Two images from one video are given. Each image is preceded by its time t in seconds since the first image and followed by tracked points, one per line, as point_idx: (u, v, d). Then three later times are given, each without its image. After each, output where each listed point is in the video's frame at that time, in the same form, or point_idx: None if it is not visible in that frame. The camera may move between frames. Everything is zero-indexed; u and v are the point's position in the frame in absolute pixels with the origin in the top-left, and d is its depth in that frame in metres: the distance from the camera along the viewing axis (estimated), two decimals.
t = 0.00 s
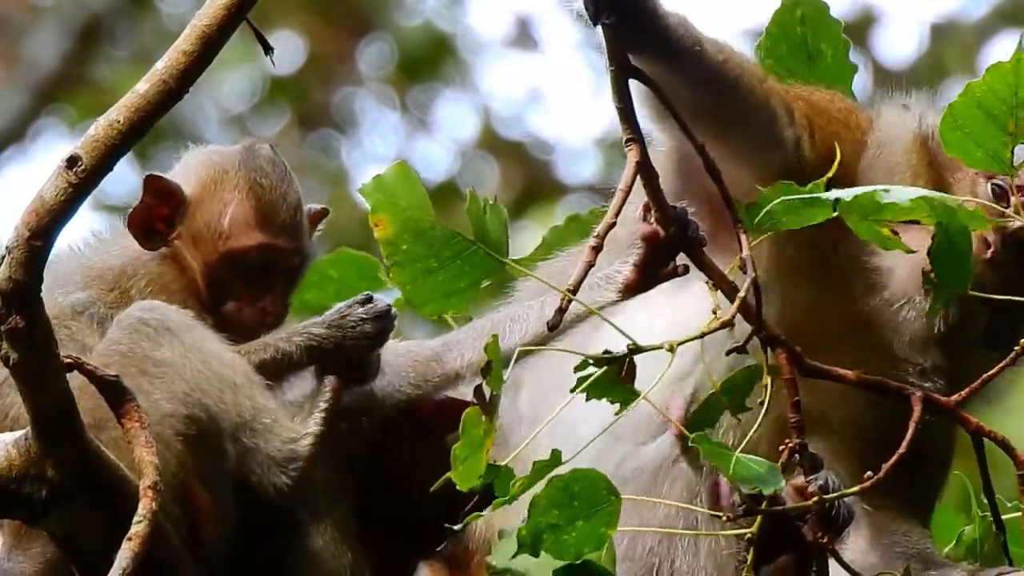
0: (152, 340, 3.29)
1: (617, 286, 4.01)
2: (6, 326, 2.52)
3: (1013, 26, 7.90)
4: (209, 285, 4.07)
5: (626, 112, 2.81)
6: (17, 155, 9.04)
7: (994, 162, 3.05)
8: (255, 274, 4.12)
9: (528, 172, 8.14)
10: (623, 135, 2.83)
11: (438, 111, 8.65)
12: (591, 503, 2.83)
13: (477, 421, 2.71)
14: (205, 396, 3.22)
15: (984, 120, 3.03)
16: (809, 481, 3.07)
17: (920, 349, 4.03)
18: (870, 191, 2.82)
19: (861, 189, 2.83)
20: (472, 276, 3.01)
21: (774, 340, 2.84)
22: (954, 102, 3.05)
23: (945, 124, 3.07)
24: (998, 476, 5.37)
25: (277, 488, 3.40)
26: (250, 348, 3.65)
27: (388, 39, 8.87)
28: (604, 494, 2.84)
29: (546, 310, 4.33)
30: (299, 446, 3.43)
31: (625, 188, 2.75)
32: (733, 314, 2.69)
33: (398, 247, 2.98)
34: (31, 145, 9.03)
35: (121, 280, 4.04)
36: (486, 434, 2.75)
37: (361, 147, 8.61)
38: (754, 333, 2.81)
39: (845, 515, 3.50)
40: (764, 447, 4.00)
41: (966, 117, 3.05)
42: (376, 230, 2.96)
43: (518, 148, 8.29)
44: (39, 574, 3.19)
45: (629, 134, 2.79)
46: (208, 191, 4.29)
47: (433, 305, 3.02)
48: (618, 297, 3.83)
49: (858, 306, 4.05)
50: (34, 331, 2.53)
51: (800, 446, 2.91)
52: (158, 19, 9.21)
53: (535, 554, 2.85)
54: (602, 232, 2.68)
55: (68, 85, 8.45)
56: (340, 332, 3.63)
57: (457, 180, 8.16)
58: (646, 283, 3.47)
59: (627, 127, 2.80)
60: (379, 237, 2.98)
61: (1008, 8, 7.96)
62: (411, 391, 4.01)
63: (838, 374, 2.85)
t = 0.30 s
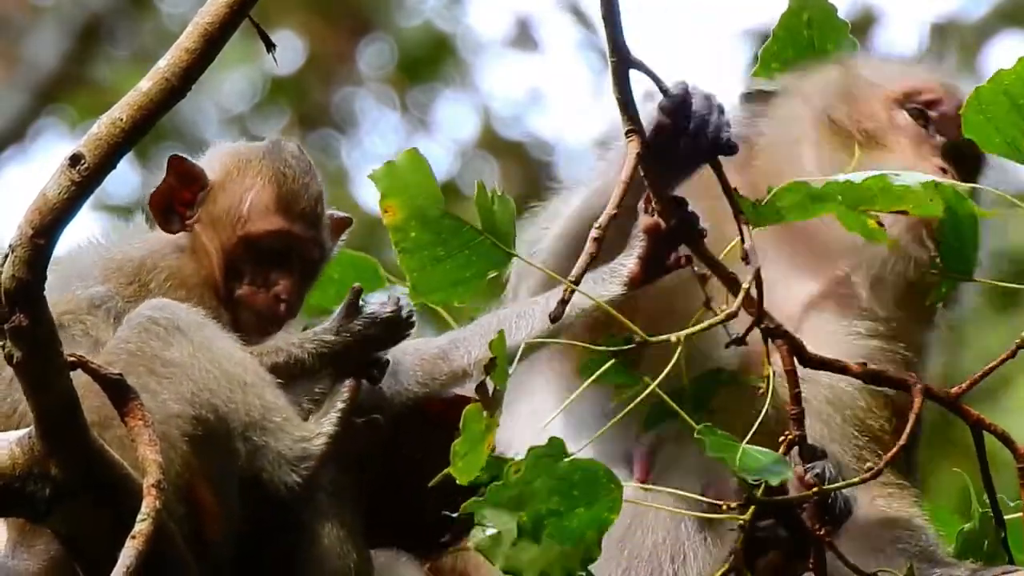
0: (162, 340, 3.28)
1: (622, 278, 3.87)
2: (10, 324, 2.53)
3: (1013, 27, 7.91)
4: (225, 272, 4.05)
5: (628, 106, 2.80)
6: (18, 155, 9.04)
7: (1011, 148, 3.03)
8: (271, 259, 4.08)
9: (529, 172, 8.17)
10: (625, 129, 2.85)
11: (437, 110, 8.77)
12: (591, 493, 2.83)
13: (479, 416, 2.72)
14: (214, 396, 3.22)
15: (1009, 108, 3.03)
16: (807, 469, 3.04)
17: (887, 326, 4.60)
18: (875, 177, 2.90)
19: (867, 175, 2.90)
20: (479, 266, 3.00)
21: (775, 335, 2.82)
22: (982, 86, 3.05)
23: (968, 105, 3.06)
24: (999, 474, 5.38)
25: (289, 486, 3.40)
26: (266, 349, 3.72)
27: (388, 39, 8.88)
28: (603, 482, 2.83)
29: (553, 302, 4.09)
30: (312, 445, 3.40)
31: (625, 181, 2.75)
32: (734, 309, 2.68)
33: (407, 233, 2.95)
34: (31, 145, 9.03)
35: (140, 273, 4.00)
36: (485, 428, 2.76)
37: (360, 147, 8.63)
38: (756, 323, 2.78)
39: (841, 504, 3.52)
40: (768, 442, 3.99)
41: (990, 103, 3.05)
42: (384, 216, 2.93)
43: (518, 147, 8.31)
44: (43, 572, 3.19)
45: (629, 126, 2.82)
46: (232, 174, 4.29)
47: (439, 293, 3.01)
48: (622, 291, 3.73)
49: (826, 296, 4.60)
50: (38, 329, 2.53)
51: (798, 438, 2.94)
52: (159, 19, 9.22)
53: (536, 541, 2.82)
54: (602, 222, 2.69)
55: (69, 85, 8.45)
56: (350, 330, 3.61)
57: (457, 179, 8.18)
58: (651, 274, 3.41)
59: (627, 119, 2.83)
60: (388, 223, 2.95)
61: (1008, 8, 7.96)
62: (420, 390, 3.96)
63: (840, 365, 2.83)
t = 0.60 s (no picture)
0: (179, 356, 3.35)
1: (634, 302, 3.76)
2: (10, 333, 2.54)
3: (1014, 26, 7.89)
4: (233, 284, 4.06)
5: (642, 128, 2.79)
6: (18, 156, 9.05)
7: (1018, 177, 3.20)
8: (281, 277, 4.09)
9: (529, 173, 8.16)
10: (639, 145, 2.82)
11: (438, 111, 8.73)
12: (612, 531, 2.87)
13: (505, 435, 2.71)
14: (229, 408, 3.29)
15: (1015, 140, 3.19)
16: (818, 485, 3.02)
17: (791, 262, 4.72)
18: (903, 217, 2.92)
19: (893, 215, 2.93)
20: (496, 285, 3.00)
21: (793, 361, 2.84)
22: (988, 121, 3.21)
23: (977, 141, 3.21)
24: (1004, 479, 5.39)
25: (309, 499, 3.39)
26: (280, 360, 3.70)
27: (389, 39, 8.88)
28: (625, 520, 2.88)
29: (562, 322, 4.01)
30: (333, 459, 3.40)
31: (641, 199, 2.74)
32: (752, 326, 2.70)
33: (424, 257, 2.96)
34: (31, 146, 9.03)
35: (149, 281, 4.00)
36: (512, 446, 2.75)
37: (360, 147, 8.62)
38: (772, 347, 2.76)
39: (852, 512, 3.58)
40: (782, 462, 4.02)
41: (1000, 138, 3.19)
42: (400, 240, 2.93)
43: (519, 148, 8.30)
44: None
45: (643, 145, 2.79)
46: (247, 187, 4.28)
47: (456, 316, 3.00)
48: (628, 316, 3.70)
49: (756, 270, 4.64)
50: (39, 339, 2.54)
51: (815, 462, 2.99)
52: (159, 19, 9.09)
53: None
54: (619, 243, 2.68)
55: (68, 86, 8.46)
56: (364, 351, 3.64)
57: (457, 180, 8.18)
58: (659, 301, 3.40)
59: (642, 138, 2.80)
60: (404, 246, 2.96)
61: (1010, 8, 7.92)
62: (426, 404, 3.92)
63: (860, 390, 2.87)
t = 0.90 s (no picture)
0: (181, 368, 3.36)
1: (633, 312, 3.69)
2: (6, 339, 2.53)
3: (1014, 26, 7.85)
4: (235, 298, 4.10)
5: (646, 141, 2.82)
6: (18, 156, 9.06)
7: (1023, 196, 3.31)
8: (282, 293, 4.15)
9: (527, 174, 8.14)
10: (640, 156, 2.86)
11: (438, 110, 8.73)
12: (611, 528, 2.85)
13: (520, 432, 2.72)
14: (229, 417, 3.31)
15: None
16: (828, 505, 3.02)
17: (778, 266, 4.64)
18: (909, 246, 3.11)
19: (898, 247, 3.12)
20: (498, 295, 3.03)
21: (797, 372, 2.85)
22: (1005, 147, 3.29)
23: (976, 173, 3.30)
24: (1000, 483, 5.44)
25: (307, 512, 3.44)
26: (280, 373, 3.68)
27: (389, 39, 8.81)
28: (624, 518, 2.85)
29: (565, 330, 3.88)
30: (330, 472, 3.45)
31: (641, 212, 2.76)
32: (753, 333, 2.72)
33: (424, 273, 2.98)
34: (30, 146, 9.03)
35: (143, 289, 4.00)
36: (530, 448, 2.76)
37: (360, 147, 8.73)
38: (777, 357, 2.80)
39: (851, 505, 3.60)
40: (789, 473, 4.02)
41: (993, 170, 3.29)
42: (399, 259, 2.94)
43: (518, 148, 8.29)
44: None
45: (646, 158, 2.83)
46: (249, 203, 4.33)
47: (463, 329, 3.04)
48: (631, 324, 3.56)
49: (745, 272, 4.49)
50: (35, 345, 2.54)
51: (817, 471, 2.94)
52: (158, 19, 9.12)
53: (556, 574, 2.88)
54: (620, 254, 2.70)
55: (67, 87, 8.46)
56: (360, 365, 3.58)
57: (457, 180, 8.17)
58: (661, 310, 3.37)
59: (645, 150, 2.83)
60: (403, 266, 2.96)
61: (1010, 7, 7.85)
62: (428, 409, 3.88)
63: (859, 399, 2.84)
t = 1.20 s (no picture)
0: (174, 369, 3.37)
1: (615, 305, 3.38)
2: (4, 343, 2.53)
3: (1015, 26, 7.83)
4: (247, 304, 4.08)
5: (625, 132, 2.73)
6: (18, 156, 9.06)
7: (1006, 174, 3.03)
8: (295, 302, 4.12)
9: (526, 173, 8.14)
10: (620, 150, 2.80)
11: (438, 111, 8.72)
12: (589, 523, 2.72)
13: (479, 432, 2.67)
14: (224, 416, 3.31)
15: (1003, 131, 3.04)
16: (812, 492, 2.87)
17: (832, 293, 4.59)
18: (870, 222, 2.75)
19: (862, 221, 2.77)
20: (475, 298, 2.90)
21: (776, 364, 2.71)
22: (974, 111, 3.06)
23: (962, 130, 3.06)
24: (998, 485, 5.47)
25: (307, 507, 3.36)
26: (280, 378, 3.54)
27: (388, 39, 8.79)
28: (602, 512, 2.72)
29: (548, 324, 3.69)
30: (324, 465, 3.33)
31: (621, 207, 2.71)
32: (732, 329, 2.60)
33: (399, 276, 2.86)
34: (30, 145, 9.03)
35: (145, 289, 4.03)
36: (491, 444, 2.71)
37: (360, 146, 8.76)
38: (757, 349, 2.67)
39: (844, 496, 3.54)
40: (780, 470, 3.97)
41: (984, 126, 3.05)
42: (373, 262, 2.85)
43: (518, 148, 8.28)
44: None
45: (624, 153, 2.77)
46: (265, 211, 4.31)
47: (440, 332, 2.92)
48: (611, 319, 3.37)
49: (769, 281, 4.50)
50: (33, 349, 2.53)
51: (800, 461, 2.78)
52: (158, 18, 9.12)
53: None
54: (600, 248, 2.64)
55: (67, 87, 8.46)
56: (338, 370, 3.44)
57: (457, 181, 8.16)
58: (643, 304, 3.18)
59: (623, 145, 2.77)
60: (379, 268, 2.87)
61: (1011, 6, 7.83)
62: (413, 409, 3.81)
63: (837, 390, 2.72)
